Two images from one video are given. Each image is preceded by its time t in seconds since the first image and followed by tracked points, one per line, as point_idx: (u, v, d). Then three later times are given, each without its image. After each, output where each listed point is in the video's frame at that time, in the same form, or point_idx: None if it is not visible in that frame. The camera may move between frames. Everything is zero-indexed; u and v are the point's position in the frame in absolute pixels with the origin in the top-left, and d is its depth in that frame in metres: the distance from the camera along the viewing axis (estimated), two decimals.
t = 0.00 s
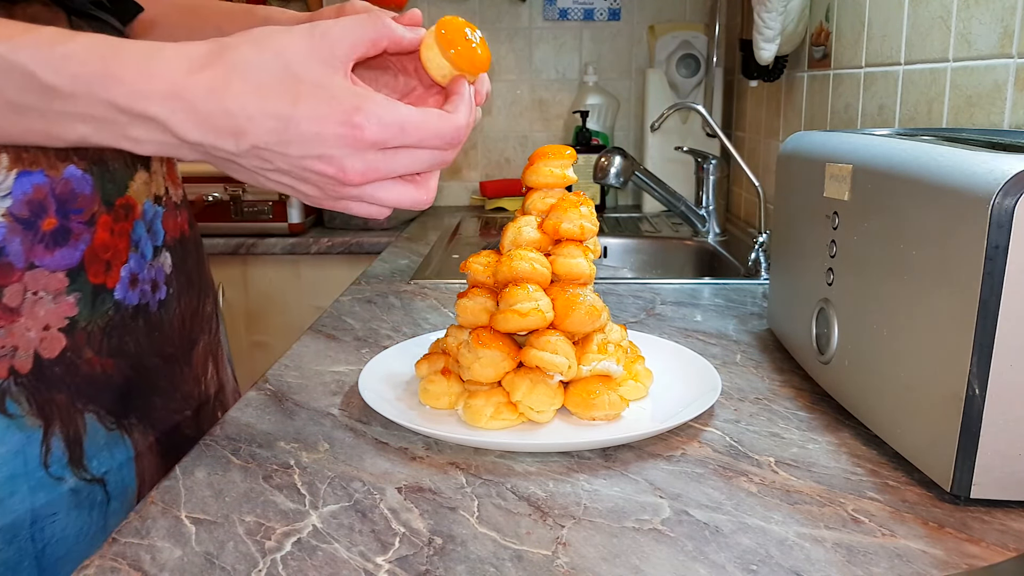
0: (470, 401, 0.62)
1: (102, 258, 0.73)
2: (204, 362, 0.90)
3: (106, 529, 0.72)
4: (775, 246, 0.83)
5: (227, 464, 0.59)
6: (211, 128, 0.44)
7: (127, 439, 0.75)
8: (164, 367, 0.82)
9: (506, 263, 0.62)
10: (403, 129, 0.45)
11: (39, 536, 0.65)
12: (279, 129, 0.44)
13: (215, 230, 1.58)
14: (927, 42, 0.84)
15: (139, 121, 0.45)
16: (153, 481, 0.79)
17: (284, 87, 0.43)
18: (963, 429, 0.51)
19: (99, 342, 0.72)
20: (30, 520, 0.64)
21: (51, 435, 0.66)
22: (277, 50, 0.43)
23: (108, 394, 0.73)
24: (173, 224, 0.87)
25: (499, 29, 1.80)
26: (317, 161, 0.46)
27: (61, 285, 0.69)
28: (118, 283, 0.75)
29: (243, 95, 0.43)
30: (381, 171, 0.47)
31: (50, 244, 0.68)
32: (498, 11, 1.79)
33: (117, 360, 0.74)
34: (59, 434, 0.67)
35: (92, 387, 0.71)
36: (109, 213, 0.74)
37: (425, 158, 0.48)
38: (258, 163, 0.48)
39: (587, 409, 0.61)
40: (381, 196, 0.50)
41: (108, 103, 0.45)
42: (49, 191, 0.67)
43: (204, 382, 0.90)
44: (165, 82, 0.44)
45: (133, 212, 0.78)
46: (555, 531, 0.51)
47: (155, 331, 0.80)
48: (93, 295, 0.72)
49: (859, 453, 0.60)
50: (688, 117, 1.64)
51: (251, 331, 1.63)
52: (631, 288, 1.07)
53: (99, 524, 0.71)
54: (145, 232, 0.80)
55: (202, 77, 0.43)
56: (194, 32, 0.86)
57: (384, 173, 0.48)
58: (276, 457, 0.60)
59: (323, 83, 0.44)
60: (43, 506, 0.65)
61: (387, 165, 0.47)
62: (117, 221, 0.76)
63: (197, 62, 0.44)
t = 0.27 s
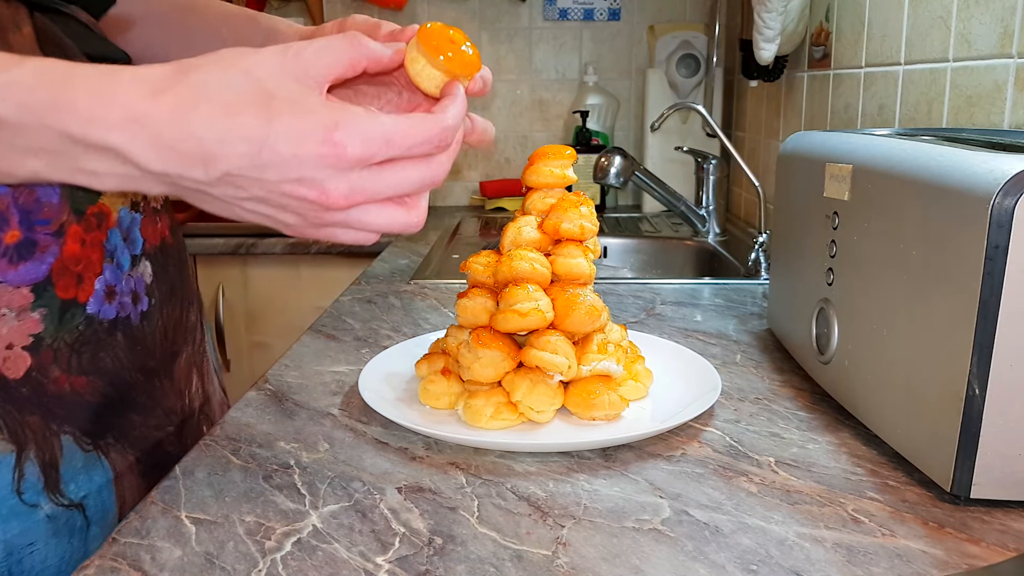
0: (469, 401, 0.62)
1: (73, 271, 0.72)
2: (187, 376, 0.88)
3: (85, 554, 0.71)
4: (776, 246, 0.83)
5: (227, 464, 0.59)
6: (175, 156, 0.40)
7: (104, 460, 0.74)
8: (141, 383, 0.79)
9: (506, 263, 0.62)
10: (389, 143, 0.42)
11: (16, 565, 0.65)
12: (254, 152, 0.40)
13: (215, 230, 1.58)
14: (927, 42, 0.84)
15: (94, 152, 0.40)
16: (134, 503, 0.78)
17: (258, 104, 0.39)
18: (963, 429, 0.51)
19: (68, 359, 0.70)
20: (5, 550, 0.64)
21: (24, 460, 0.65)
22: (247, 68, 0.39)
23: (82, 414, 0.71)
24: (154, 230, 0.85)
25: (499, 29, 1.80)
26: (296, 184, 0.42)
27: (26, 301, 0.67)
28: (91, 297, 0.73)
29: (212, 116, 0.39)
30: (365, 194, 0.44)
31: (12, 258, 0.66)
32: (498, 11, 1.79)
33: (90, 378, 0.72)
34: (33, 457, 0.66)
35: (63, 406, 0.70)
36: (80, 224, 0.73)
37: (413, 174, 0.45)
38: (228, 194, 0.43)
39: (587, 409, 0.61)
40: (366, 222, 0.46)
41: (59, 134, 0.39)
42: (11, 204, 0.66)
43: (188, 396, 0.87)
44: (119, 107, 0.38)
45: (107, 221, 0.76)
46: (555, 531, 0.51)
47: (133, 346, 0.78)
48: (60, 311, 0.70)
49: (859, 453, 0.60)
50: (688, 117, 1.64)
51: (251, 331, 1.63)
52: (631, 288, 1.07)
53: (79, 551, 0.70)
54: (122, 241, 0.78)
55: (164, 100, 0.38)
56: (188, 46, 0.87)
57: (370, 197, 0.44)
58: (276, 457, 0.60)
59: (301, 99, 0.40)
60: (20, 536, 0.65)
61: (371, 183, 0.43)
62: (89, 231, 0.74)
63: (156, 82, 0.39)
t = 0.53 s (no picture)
0: (470, 401, 0.62)
1: (58, 275, 0.67)
2: (182, 378, 0.84)
3: (73, 566, 0.67)
4: (776, 247, 0.83)
5: (227, 464, 0.59)
6: (141, 193, 0.33)
7: (94, 469, 0.70)
8: (133, 387, 0.76)
9: (506, 263, 0.62)
10: (370, 228, 0.35)
11: None
12: (224, 206, 0.33)
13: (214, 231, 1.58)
14: (927, 42, 0.84)
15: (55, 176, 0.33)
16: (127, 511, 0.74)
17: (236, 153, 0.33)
18: (963, 429, 0.51)
19: (55, 365, 0.66)
20: None
21: (7, 470, 0.61)
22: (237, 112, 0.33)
23: (71, 422, 0.68)
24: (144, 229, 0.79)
25: (499, 29, 1.80)
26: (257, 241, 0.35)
27: (8, 308, 0.63)
28: (78, 301, 0.69)
29: (189, 161, 0.32)
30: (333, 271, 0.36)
31: None
32: (498, 11, 1.79)
33: (79, 385, 0.69)
34: (17, 468, 0.62)
35: (51, 415, 0.66)
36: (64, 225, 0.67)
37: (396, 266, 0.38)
38: (186, 248, 0.36)
39: (586, 409, 0.61)
40: (328, 299, 0.37)
41: None
42: None
43: (183, 399, 0.83)
44: (98, 132, 0.32)
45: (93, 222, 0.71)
46: (555, 531, 0.51)
47: (124, 350, 0.75)
48: (45, 318, 0.65)
49: (859, 453, 0.60)
50: (688, 117, 1.64)
51: (252, 331, 1.63)
52: (631, 288, 1.07)
53: (68, 562, 0.66)
54: (110, 242, 0.73)
55: (145, 134, 0.32)
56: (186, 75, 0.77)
57: (338, 274, 0.36)
58: (276, 457, 0.60)
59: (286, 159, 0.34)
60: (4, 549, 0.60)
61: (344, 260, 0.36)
62: (74, 233, 0.68)
63: (140, 114, 0.33)
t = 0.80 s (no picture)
0: (470, 401, 0.62)
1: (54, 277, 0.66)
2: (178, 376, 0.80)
3: (74, 570, 0.64)
4: (776, 247, 0.83)
5: (227, 464, 0.59)
6: (43, 280, 0.31)
7: (92, 471, 0.67)
8: (127, 389, 0.74)
9: (507, 264, 0.62)
10: (274, 353, 0.35)
11: None
12: (119, 313, 0.32)
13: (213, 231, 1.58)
14: (927, 42, 0.84)
15: None
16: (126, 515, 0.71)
17: (144, 260, 0.31)
18: (963, 429, 0.51)
19: (49, 369, 0.66)
20: None
21: (5, 474, 0.59)
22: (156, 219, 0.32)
23: (66, 426, 0.66)
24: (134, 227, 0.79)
25: (499, 28, 1.80)
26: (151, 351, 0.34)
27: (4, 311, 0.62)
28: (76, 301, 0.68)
29: (91, 256, 0.30)
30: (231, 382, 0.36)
31: None
32: (497, 11, 1.79)
33: (74, 388, 0.68)
34: (14, 474, 0.60)
35: (46, 418, 0.64)
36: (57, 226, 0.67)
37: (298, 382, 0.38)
38: (82, 336, 0.35)
39: (586, 409, 0.61)
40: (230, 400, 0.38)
41: None
42: None
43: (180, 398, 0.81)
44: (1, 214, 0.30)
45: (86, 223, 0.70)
46: (555, 531, 0.51)
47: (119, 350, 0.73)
48: (41, 322, 0.65)
49: (859, 453, 0.60)
50: (688, 117, 1.64)
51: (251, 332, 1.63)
52: (631, 288, 1.07)
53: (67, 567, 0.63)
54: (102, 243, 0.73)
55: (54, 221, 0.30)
56: (162, 70, 0.77)
57: (238, 382, 0.37)
58: (276, 458, 0.60)
59: (199, 269, 0.32)
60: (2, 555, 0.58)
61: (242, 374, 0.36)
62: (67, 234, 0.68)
63: (45, 202, 0.31)
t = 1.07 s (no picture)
0: (469, 404, 0.61)
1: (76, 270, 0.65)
2: (184, 373, 0.80)
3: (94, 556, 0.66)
4: (781, 246, 0.82)
5: (221, 468, 0.58)
6: (92, 216, 0.33)
7: (109, 461, 0.68)
8: (142, 382, 0.73)
9: (506, 263, 0.61)
10: (320, 259, 0.37)
11: (26, 570, 0.60)
12: (170, 236, 0.34)
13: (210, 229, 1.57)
14: (935, 37, 0.82)
15: None
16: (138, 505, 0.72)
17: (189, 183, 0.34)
18: (972, 432, 0.50)
19: (75, 359, 0.65)
20: (15, 555, 0.60)
21: (30, 463, 0.60)
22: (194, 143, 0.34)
23: (89, 415, 0.66)
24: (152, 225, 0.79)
25: (499, 24, 1.79)
26: (203, 273, 0.36)
27: (32, 302, 0.62)
28: (94, 295, 0.67)
29: (135, 185, 0.33)
30: (279, 302, 0.38)
31: (16, 258, 0.61)
32: (497, 6, 1.78)
33: (96, 378, 0.67)
34: (40, 461, 0.61)
35: (71, 407, 0.64)
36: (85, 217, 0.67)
37: (342, 295, 0.39)
38: (129, 276, 0.36)
39: (588, 412, 0.60)
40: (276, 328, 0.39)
41: None
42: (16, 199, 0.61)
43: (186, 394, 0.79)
44: (41, 148, 0.32)
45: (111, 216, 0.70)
46: (556, 536, 0.50)
47: (133, 343, 0.72)
48: (67, 311, 0.64)
49: (866, 456, 0.59)
50: (693, 114, 1.62)
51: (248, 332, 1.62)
52: (634, 288, 1.06)
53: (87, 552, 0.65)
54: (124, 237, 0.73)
55: (92, 159, 0.33)
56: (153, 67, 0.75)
57: (284, 304, 0.38)
58: (271, 461, 0.59)
59: (237, 192, 0.35)
60: (28, 540, 0.60)
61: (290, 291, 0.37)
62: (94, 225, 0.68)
63: (87, 136, 0.33)
